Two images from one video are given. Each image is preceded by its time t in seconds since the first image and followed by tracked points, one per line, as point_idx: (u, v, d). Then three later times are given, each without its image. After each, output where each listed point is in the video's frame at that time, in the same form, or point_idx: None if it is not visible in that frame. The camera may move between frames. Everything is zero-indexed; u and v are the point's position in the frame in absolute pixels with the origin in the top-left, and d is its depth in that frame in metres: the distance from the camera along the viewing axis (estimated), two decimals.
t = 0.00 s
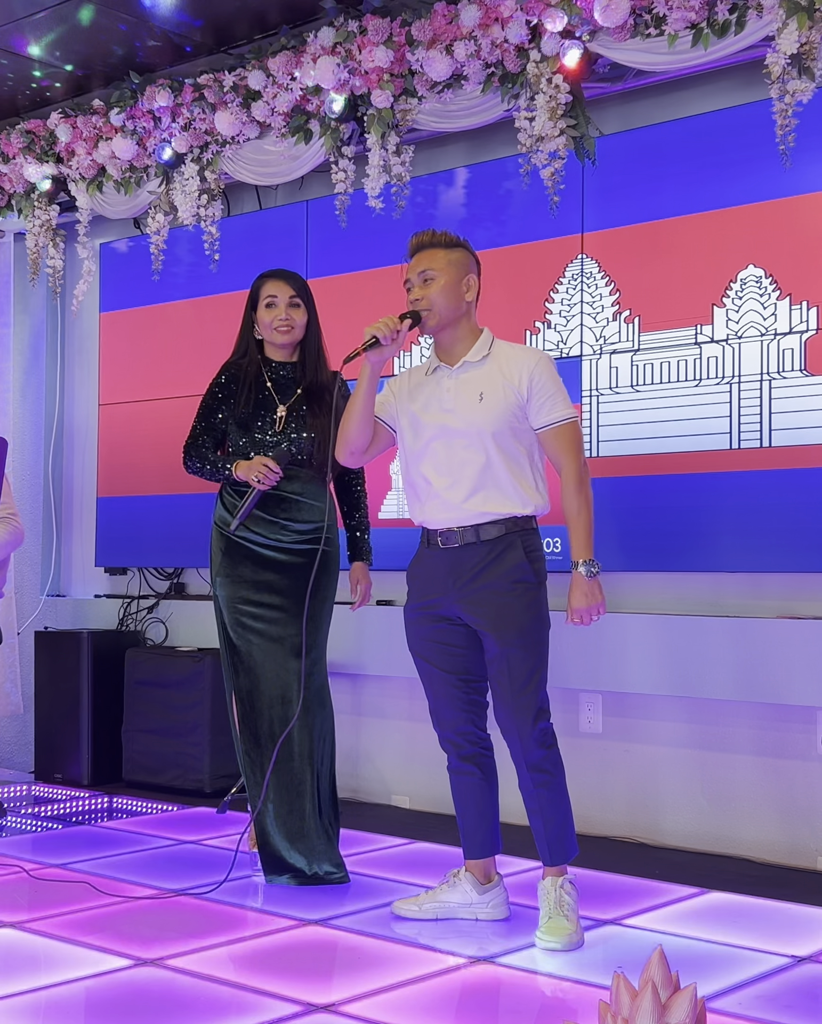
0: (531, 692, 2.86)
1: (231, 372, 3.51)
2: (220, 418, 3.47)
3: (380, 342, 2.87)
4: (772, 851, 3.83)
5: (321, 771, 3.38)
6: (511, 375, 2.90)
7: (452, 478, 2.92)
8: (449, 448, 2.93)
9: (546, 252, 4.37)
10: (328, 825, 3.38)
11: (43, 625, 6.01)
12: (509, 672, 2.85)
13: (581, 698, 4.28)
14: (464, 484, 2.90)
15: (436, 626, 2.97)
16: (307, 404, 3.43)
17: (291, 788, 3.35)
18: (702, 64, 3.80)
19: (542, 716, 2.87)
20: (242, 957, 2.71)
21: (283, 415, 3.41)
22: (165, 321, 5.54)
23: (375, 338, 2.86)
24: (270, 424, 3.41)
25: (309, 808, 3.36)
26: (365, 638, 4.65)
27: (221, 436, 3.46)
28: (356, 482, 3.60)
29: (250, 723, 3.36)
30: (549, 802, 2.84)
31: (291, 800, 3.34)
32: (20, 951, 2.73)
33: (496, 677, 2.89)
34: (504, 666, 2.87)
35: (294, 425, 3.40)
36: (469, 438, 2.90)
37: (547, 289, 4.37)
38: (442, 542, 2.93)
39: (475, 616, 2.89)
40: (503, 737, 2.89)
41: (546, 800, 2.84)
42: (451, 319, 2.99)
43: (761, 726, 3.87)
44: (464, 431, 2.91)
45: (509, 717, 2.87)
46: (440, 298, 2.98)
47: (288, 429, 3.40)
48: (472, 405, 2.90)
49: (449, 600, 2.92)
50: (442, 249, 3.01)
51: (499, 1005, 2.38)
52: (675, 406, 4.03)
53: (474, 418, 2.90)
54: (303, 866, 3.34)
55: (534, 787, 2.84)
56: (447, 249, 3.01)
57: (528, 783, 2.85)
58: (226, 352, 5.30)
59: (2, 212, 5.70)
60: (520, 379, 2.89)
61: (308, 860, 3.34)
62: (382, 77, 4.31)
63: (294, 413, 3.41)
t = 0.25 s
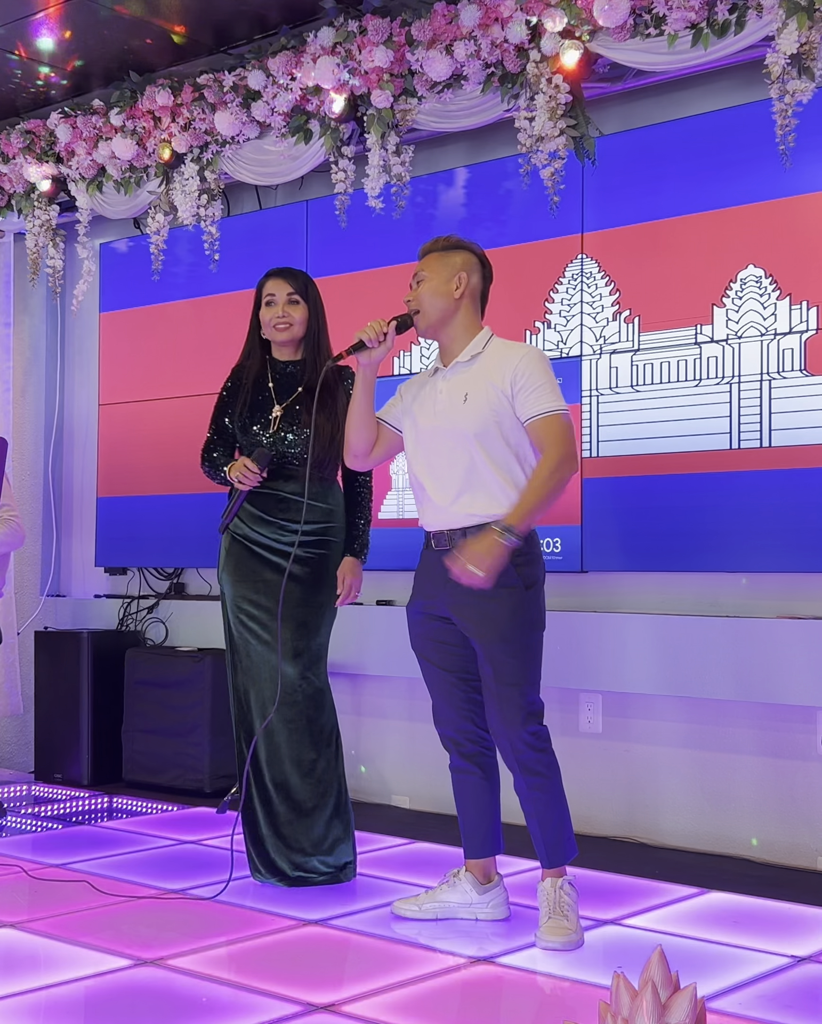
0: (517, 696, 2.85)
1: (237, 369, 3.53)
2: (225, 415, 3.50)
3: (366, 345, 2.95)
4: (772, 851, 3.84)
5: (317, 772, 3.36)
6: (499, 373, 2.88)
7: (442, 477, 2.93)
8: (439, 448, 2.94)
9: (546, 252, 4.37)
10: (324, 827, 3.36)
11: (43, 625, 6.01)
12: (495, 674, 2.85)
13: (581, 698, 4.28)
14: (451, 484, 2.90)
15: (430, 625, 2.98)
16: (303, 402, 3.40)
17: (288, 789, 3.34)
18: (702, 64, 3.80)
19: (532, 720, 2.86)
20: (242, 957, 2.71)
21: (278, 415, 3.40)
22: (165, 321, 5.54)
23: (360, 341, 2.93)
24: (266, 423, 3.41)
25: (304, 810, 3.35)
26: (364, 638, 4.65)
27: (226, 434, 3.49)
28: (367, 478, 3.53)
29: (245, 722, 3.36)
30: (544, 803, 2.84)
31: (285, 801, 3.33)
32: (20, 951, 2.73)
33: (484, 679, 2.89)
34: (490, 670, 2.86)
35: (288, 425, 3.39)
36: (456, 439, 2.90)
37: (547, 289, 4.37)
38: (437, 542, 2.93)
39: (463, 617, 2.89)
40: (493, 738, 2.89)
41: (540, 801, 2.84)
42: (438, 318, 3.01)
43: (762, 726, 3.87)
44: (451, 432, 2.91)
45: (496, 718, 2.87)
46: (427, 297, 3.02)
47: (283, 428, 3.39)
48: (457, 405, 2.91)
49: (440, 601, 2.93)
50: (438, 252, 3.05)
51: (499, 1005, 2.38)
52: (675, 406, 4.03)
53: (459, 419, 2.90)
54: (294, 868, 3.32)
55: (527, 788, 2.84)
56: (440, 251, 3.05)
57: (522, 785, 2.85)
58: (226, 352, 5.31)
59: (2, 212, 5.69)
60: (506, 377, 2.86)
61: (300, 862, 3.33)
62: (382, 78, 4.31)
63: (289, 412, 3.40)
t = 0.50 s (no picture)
0: (496, 695, 2.83)
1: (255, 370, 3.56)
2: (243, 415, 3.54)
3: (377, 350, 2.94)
4: (772, 851, 3.84)
5: (319, 773, 3.34)
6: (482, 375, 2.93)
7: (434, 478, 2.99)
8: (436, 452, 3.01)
9: (546, 253, 4.37)
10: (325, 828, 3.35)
11: (43, 625, 6.01)
12: (475, 677, 2.85)
13: (581, 698, 4.28)
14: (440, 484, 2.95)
15: (421, 625, 3.01)
16: (301, 400, 3.38)
17: (289, 789, 3.33)
18: (702, 64, 3.80)
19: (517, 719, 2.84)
20: (242, 957, 2.71)
21: (278, 414, 3.40)
22: (165, 321, 5.54)
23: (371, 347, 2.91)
24: (267, 422, 3.42)
25: (304, 811, 3.33)
26: (364, 638, 4.65)
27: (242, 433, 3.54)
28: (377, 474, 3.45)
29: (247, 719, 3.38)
30: (532, 803, 2.83)
31: (285, 800, 3.33)
32: (20, 951, 2.73)
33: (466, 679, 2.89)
34: (470, 669, 2.87)
35: (287, 423, 3.38)
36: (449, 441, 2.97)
37: (547, 289, 4.37)
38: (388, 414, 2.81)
39: (446, 617, 2.91)
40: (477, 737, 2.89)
41: (526, 801, 2.83)
42: (447, 321, 3.03)
43: (762, 726, 3.87)
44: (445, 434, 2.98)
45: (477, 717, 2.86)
46: (437, 299, 3.03)
47: (282, 425, 3.39)
48: (450, 409, 2.99)
49: (429, 601, 2.96)
50: (453, 252, 3.04)
51: (499, 1005, 2.38)
52: (675, 406, 4.03)
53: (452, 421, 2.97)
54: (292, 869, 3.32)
55: (514, 791, 2.84)
56: (455, 251, 3.04)
57: (508, 785, 2.84)
58: (226, 352, 5.30)
59: (2, 212, 5.69)
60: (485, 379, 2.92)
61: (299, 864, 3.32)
62: (382, 77, 4.31)
63: (288, 411, 3.39)
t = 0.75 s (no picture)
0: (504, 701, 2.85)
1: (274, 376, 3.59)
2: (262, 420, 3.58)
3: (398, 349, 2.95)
4: (772, 851, 3.84)
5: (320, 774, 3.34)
6: (476, 374, 2.93)
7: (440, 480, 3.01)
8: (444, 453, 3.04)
9: (546, 253, 4.37)
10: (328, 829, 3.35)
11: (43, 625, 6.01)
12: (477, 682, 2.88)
13: (582, 698, 4.28)
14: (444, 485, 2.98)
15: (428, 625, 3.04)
16: (297, 404, 3.37)
17: (289, 790, 3.33)
18: (702, 64, 3.80)
19: (525, 724, 2.85)
20: (242, 956, 2.71)
21: (278, 420, 3.41)
22: (165, 321, 5.54)
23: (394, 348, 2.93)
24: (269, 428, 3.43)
25: (304, 813, 3.33)
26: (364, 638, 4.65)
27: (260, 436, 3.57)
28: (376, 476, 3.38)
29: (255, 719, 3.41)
30: (540, 808, 2.84)
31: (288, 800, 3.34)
32: (20, 951, 2.73)
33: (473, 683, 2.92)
34: (475, 675, 2.90)
35: (284, 428, 3.38)
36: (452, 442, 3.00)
37: (547, 290, 4.37)
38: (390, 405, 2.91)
39: (449, 620, 2.94)
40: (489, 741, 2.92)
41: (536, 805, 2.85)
42: (464, 319, 3.04)
43: (762, 726, 3.87)
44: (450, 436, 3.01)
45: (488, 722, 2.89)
46: (454, 298, 3.05)
47: (279, 430, 3.39)
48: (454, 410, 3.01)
49: (435, 603, 2.99)
50: (475, 250, 3.05)
51: (499, 1005, 2.38)
52: (675, 406, 4.03)
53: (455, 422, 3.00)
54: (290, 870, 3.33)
55: (524, 792, 2.85)
56: (476, 249, 3.05)
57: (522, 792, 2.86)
58: (226, 352, 5.31)
59: (2, 212, 5.69)
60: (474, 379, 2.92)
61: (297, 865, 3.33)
62: (382, 77, 4.31)
63: (287, 416, 3.39)
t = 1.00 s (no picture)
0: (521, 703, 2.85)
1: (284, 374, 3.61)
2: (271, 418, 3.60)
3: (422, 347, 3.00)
4: (772, 851, 3.84)
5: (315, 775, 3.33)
6: (509, 375, 2.93)
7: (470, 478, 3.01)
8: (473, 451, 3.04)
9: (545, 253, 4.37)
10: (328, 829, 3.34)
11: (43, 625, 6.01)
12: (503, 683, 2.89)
13: (581, 698, 4.27)
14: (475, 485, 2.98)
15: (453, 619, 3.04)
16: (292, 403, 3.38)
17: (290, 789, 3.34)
18: (702, 64, 3.80)
19: (542, 729, 2.85)
20: (242, 956, 2.71)
21: (276, 418, 3.43)
22: (165, 321, 5.54)
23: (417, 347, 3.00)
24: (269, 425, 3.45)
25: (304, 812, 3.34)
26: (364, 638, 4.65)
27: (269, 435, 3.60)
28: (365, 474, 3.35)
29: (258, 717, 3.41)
30: (553, 813, 2.84)
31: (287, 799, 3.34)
32: (20, 951, 2.73)
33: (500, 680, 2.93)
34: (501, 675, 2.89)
35: (279, 426, 3.40)
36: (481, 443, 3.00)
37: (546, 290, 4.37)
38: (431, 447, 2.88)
39: (476, 618, 2.94)
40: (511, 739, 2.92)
41: (549, 809, 2.85)
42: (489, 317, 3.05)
43: (762, 726, 3.87)
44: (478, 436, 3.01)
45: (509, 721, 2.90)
46: (479, 296, 3.06)
47: (276, 428, 3.41)
48: (482, 409, 3.01)
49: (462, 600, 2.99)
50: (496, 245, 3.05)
51: (499, 1005, 2.39)
52: (676, 406, 4.03)
53: (483, 422, 3.00)
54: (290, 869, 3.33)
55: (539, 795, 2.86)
56: (497, 244, 3.05)
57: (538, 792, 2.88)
58: (226, 352, 5.30)
59: (2, 212, 5.69)
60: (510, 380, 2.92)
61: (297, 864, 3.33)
62: (382, 78, 4.31)
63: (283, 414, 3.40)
